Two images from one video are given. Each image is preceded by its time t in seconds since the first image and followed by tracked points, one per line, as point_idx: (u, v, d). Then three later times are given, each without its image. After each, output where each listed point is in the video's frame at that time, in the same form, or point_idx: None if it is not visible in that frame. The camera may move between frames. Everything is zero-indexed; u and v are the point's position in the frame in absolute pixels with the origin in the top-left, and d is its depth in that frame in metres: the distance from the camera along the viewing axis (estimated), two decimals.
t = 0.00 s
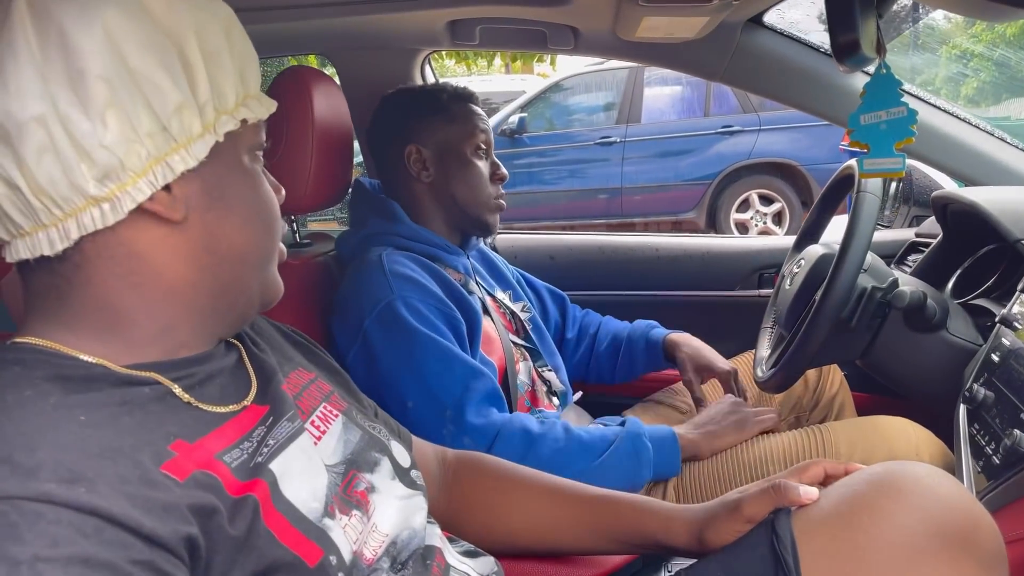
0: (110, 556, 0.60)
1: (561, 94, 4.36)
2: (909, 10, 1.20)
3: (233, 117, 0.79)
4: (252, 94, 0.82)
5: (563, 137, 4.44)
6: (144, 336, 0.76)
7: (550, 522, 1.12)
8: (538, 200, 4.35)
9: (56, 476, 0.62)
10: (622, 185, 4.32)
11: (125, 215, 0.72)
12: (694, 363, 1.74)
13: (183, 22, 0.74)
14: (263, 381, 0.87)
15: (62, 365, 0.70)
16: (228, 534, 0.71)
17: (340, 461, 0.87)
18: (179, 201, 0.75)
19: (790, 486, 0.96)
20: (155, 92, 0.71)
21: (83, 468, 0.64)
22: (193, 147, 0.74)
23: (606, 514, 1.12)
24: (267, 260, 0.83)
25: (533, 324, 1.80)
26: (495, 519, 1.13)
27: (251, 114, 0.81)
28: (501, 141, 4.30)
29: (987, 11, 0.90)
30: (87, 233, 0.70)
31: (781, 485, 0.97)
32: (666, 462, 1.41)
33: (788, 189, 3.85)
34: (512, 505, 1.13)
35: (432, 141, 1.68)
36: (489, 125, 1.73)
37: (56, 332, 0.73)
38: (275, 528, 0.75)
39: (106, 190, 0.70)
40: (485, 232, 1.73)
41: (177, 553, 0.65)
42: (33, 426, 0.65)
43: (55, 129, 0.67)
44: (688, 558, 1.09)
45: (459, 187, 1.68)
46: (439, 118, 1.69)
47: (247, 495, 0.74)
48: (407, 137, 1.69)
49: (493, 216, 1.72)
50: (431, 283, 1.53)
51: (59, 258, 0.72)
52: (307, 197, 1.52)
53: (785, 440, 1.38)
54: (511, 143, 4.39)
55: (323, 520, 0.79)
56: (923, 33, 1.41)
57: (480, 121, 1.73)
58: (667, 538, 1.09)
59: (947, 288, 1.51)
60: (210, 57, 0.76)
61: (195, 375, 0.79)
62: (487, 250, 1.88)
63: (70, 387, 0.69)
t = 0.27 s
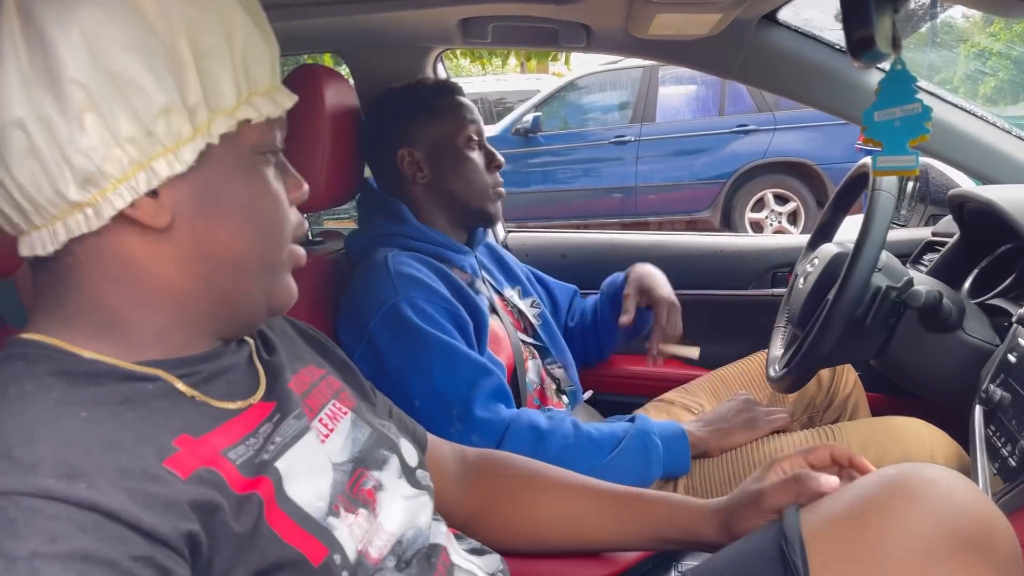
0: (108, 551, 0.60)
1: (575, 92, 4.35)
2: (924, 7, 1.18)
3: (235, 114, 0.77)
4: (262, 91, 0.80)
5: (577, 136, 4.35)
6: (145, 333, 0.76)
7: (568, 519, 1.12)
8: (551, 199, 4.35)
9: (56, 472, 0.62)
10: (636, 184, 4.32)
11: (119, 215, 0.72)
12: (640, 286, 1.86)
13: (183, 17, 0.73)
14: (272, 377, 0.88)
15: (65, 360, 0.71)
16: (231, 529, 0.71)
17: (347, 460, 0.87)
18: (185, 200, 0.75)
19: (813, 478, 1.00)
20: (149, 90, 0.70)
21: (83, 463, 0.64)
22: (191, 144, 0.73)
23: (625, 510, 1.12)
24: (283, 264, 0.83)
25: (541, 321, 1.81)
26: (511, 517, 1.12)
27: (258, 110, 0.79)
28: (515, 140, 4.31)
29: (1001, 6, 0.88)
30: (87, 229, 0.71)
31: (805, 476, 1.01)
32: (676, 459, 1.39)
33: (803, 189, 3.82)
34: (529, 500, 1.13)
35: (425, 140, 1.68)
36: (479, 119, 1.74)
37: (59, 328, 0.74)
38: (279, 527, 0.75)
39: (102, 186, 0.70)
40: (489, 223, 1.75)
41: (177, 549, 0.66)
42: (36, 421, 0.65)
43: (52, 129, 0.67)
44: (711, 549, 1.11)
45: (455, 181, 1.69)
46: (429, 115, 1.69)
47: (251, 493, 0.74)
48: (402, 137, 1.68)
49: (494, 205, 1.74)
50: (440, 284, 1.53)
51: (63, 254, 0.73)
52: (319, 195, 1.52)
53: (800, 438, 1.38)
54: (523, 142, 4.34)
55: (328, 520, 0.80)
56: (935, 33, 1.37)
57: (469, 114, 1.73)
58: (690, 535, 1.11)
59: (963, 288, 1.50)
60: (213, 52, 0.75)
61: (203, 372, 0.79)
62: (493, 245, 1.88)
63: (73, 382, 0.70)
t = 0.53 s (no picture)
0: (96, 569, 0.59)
1: (591, 92, 4.24)
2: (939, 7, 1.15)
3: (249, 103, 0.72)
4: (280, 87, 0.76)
5: (592, 135, 4.30)
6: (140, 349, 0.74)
7: (579, 524, 1.11)
8: (565, 199, 4.35)
9: (45, 487, 0.62)
10: (650, 184, 4.28)
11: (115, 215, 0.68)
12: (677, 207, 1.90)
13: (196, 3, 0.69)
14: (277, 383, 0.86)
15: (59, 370, 0.70)
16: (228, 543, 0.70)
17: (353, 467, 0.86)
18: (209, 181, 0.70)
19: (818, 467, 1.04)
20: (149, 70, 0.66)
21: (73, 478, 0.63)
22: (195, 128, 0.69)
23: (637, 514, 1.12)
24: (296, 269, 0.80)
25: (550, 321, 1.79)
26: (523, 519, 1.11)
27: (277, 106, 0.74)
28: (529, 139, 4.30)
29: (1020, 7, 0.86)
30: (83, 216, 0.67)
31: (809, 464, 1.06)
32: (654, 386, 1.40)
33: (819, 189, 3.95)
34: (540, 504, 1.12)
35: (433, 141, 1.66)
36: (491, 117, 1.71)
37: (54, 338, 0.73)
38: (279, 541, 0.74)
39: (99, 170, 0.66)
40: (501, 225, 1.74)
41: (168, 566, 0.64)
42: (27, 433, 0.65)
43: (46, 104, 0.64)
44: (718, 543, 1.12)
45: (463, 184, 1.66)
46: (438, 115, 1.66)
47: (255, 500, 0.73)
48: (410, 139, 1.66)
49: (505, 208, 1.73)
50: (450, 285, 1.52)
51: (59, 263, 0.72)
52: (327, 197, 1.51)
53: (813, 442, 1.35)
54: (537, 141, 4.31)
55: (329, 532, 0.78)
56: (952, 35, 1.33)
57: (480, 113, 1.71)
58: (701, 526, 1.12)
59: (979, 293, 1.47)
60: (226, 37, 0.71)
61: (208, 379, 0.78)
62: (503, 246, 1.88)
63: (66, 393, 0.69)
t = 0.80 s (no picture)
0: None
1: (601, 92, 4.15)
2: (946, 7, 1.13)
3: (235, 107, 0.69)
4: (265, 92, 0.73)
5: (603, 135, 4.27)
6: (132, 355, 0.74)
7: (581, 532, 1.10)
8: (574, 200, 4.34)
9: (25, 500, 0.61)
10: (660, 185, 4.31)
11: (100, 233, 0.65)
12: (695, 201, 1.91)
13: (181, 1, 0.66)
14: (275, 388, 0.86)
15: (46, 378, 0.69)
16: (213, 556, 0.69)
17: (352, 477, 0.85)
18: (211, 180, 0.68)
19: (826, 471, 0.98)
20: (134, 73, 0.63)
21: (54, 490, 0.62)
22: (184, 134, 0.65)
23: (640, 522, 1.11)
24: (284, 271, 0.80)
25: (553, 323, 1.79)
26: (526, 508, 1.10)
27: (261, 112, 0.72)
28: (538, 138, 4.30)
29: None
30: (62, 225, 0.63)
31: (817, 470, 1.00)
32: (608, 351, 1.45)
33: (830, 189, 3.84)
34: (542, 507, 1.10)
35: (445, 139, 1.66)
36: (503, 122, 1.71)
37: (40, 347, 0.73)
38: (268, 553, 0.73)
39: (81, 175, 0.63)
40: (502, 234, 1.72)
41: None
42: (10, 443, 0.64)
43: (22, 107, 0.60)
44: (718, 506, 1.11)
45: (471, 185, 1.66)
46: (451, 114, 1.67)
47: (243, 512, 0.72)
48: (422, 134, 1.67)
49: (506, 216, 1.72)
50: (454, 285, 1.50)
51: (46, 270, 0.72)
52: (327, 198, 1.51)
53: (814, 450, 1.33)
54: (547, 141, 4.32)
55: (321, 545, 0.77)
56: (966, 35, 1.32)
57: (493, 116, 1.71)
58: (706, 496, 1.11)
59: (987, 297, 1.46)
60: (212, 39, 0.67)
61: (200, 387, 0.77)
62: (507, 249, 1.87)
63: (52, 402, 0.69)
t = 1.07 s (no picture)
0: None
1: (607, 91, 4.18)
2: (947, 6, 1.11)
3: (207, 113, 0.67)
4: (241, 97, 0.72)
5: (609, 135, 4.24)
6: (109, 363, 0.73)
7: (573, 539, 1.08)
8: (579, 200, 4.32)
9: None
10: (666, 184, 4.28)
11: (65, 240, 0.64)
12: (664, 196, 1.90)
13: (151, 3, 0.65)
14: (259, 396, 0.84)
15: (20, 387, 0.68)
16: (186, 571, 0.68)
17: (336, 486, 0.84)
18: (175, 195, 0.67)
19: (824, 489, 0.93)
20: (98, 75, 0.61)
21: (22, 506, 0.61)
22: (150, 139, 0.64)
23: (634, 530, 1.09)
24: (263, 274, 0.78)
25: (553, 325, 1.77)
26: (520, 516, 1.08)
27: (236, 117, 0.70)
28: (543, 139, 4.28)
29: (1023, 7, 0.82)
30: (26, 229, 0.62)
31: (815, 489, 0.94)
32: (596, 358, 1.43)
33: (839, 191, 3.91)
34: (533, 514, 1.08)
35: (455, 135, 1.65)
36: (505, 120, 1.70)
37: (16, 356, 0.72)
38: (246, 567, 0.72)
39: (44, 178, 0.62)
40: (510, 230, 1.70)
41: None
42: None
43: None
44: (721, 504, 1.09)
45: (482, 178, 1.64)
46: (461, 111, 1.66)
47: (220, 527, 0.71)
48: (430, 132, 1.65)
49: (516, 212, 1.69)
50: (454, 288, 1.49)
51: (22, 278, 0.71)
52: (323, 198, 1.49)
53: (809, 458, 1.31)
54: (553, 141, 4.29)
55: (301, 558, 0.76)
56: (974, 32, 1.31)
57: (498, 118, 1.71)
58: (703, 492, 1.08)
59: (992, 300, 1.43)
60: (183, 42, 0.66)
61: (180, 394, 0.76)
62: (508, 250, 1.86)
63: (26, 412, 0.68)
